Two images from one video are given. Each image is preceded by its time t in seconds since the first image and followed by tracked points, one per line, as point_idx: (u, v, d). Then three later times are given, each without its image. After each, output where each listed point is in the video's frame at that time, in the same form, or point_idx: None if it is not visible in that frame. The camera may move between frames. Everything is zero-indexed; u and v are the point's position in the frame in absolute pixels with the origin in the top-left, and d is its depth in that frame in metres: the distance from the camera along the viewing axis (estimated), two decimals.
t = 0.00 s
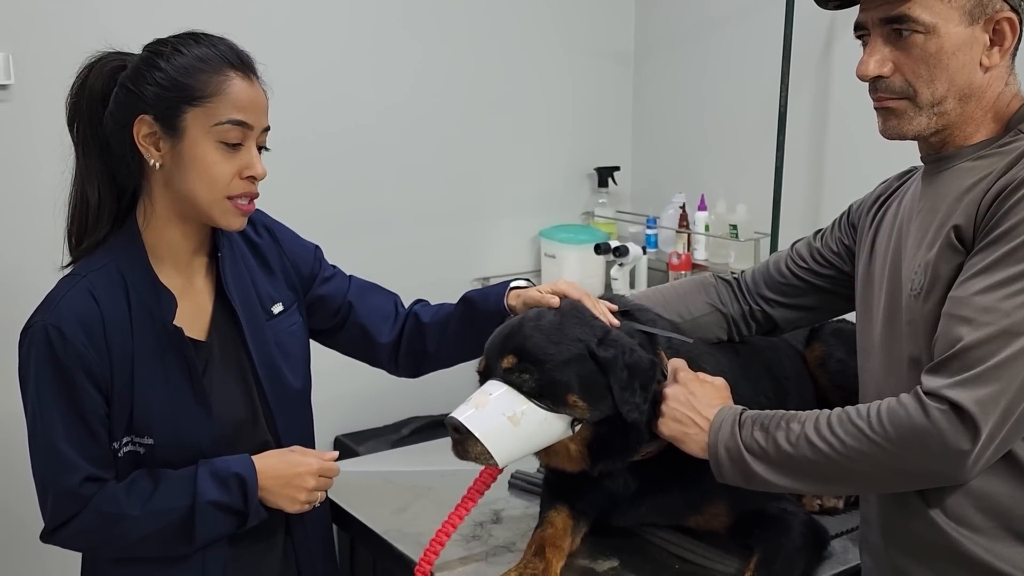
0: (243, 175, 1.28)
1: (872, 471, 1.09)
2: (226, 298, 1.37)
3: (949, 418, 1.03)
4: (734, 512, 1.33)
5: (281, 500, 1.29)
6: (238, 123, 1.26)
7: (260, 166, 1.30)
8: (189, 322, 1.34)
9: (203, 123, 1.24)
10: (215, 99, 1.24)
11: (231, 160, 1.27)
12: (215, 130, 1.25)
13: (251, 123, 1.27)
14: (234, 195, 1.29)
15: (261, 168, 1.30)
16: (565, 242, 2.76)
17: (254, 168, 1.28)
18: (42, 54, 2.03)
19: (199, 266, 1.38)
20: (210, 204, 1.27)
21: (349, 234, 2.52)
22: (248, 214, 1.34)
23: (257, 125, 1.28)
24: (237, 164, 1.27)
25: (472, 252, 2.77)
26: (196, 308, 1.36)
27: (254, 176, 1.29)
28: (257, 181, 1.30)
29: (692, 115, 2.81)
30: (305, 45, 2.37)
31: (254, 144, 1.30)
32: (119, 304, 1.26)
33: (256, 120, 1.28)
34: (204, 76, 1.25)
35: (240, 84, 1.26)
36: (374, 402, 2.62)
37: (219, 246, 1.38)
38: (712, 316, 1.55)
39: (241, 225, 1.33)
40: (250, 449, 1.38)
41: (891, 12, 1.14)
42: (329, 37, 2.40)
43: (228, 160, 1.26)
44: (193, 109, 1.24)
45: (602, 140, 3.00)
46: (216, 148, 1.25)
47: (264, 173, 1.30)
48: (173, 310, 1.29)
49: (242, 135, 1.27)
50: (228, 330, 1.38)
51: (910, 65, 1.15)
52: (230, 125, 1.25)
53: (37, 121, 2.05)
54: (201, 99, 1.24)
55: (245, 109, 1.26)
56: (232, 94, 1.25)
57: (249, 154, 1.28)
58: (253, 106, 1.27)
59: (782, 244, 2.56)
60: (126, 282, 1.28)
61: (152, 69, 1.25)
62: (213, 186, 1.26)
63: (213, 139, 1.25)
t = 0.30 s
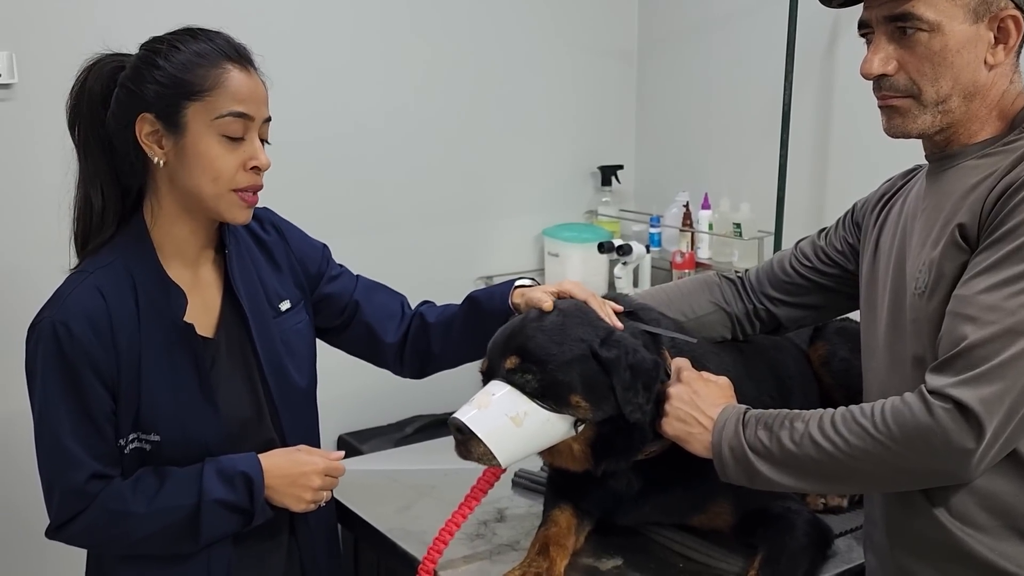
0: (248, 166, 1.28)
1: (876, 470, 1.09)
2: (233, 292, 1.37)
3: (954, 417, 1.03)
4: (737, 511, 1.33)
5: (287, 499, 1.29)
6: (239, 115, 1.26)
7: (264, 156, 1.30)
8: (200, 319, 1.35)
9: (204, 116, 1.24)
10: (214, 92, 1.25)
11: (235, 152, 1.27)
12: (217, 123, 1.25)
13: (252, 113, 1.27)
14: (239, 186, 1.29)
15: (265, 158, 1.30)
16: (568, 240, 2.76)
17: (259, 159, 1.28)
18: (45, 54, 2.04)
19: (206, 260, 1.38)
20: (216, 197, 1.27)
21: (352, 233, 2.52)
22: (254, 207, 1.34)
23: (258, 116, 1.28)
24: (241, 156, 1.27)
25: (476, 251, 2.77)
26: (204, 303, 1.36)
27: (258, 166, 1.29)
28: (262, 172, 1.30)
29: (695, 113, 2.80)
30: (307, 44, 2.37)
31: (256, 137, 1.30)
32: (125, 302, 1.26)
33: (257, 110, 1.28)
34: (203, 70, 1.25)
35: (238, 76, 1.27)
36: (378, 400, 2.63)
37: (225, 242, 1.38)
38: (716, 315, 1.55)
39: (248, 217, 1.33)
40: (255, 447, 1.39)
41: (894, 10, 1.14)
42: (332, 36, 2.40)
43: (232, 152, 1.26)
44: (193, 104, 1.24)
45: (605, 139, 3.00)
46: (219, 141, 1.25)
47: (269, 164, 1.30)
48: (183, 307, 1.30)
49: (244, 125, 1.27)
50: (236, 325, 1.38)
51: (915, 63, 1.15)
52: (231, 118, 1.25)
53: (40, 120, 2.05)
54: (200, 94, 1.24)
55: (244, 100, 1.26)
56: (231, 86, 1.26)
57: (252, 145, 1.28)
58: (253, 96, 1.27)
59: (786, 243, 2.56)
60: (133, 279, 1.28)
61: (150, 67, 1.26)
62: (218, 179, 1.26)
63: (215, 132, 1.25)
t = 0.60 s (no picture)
0: (251, 162, 1.27)
1: (882, 470, 1.08)
2: (240, 285, 1.37)
3: (960, 416, 1.02)
4: (742, 510, 1.32)
5: (295, 492, 1.28)
6: (242, 111, 1.26)
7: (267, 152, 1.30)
8: (208, 312, 1.34)
9: (207, 112, 1.24)
10: (217, 88, 1.24)
11: (238, 147, 1.27)
12: (220, 119, 1.25)
13: (255, 109, 1.27)
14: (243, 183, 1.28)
15: (268, 153, 1.29)
16: (574, 240, 2.76)
17: (262, 154, 1.28)
18: (50, 52, 2.04)
19: (212, 254, 1.38)
20: (220, 194, 1.27)
21: (356, 232, 2.52)
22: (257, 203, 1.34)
23: (261, 112, 1.28)
24: (245, 152, 1.27)
25: (479, 249, 2.77)
26: (212, 295, 1.36)
27: (262, 162, 1.28)
28: (266, 167, 1.30)
29: (699, 111, 2.80)
30: (311, 42, 2.37)
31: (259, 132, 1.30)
32: (132, 297, 1.26)
33: (259, 106, 1.28)
34: (205, 66, 1.25)
35: (240, 72, 1.26)
36: (381, 399, 2.63)
37: (231, 238, 1.37)
38: (720, 314, 1.54)
39: (252, 213, 1.33)
40: (261, 442, 1.38)
41: (900, 9, 1.14)
42: (336, 34, 2.40)
43: (235, 148, 1.26)
44: (196, 100, 1.24)
45: (609, 137, 2.99)
46: (222, 137, 1.25)
47: (272, 159, 1.30)
48: (190, 301, 1.28)
49: (247, 120, 1.27)
50: (242, 313, 1.37)
51: (921, 61, 1.15)
52: (234, 113, 1.25)
53: (44, 119, 2.05)
54: (203, 90, 1.24)
55: (247, 96, 1.26)
56: (234, 82, 1.25)
57: (254, 141, 1.28)
58: (255, 92, 1.27)
59: (789, 242, 2.55)
60: (140, 275, 1.27)
61: (153, 65, 1.25)
62: (222, 174, 1.26)
63: (218, 129, 1.25)
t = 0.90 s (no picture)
0: (254, 161, 1.27)
1: (885, 467, 1.08)
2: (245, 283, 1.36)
3: (963, 413, 1.02)
4: (745, 508, 1.32)
5: (298, 489, 1.26)
6: (246, 109, 1.25)
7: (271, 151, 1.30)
8: (211, 310, 1.33)
9: (211, 111, 1.24)
10: (221, 85, 1.24)
11: (242, 146, 1.27)
12: (224, 117, 1.24)
13: (259, 108, 1.27)
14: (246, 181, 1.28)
15: (271, 152, 1.29)
16: (576, 237, 2.75)
17: (265, 153, 1.28)
18: (53, 50, 2.04)
19: (216, 251, 1.37)
20: (223, 192, 1.27)
21: (359, 230, 2.52)
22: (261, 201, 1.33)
23: (265, 110, 1.28)
24: (248, 150, 1.27)
25: (482, 247, 2.77)
26: (216, 292, 1.35)
27: (265, 161, 1.28)
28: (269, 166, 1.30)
29: (702, 109, 2.79)
30: (314, 40, 2.36)
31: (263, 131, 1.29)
32: (135, 294, 1.24)
33: (264, 105, 1.27)
34: (209, 64, 1.24)
35: (245, 70, 1.26)
36: (384, 396, 2.63)
37: (235, 236, 1.37)
38: (724, 312, 1.53)
39: (255, 212, 1.32)
40: (265, 440, 1.36)
41: (907, 5, 1.13)
42: (339, 32, 2.39)
43: (239, 147, 1.26)
44: (201, 97, 1.24)
45: (612, 135, 2.99)
46: (226, 135, 1.25)
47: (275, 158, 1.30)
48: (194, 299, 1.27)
49: (251, 120, 1.27)
50: (247, 314, 1.36)
51: (927, 57, 1.14)
52: (238, 112, 1.25)
53: (48, 116, 2.05)
54: (207, 88, 1.24)
55: (251, 94, 1.26)
56: (238, 80, 1.25)
57: (258, 140, 1.28)
58: (260, 90, 1.27)
59: (793, 240, 2.55)
60: (143, 271, 1.26)
61: (157, 62, 1.25)
62: (225, 173, 1.26)
63: (222, 126, 1.25)
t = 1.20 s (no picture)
0: (250, 158, 1.26)
1: (886, 466, 1.07)
2: (243, 278, 1.35)
3: (966, 412, 1.01)
4: (746, 507, 1.31)
5: (300, 486, 1.25)
6: (242, 105, 1.25)
7: (267, 148, 1.29)
8: (211, 306, 1.33)
9: (205, 106, 1.24)
10: (216, 82, 1.24)
11: (237, 142, 1.26)
12: (218, 113, 1.24)
13: (255, 104, 1.26)
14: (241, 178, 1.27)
15: (267, 149, 1.28)
16: (578, 236, 2.75)
17: (260, 150, 1.27)
18: (54, 49, 2.04)
19: (216, 249, 1.36)
20: (218, 189, 1.26)
21: (360, 228, 2.52)
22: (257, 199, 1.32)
23: (261, 107, 1.27)
24: (243, 147, 1.26)
25: (483, 247, 2.77)
26: (216, 289, 1.34)
27: (260, 158, 1.27)
28: (265, 164, 1.29)
29: (704, 108, 2.79)
30: (315, 39, 2.36)
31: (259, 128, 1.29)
32: (136, 290, 1.24)
33: (259, 101, 1.27)
34: (206, 60, 1.24)
35: (242, 66, 1.25)
36: (385, 395, 2.63)
37: (234, 233, 1.36)
38: (726, 311, 1.53)
39: (251, 210, 1.31)
40: (266, 436, 1.36)
41: (910, 4, 1.13)
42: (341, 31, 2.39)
43: (233, 143, 1.25)
44: (196, 94, 1.23)
45: (614, 135, 2.99)
46: (221, 131, 1.24)
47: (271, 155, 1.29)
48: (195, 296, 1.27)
49: (246, 115, 1.26)
50: (246, 310, 1.36)
51: (930, 56, 1.14)
52: (233, 108, 1.24)
53: (49, 114, 2.05)
54: (203, 84, 1.23)
55: (247, 91, 1.25)
56: (234, 76, 1.24)
57: (254, 136, 1.27)
58: (256, 87, 1.26)
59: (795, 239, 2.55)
60: (144, 268, 1.25)
61: (156, 59, 1.25)
62: (219, 169, 1.25)
63: (217, 123, 1.24)
